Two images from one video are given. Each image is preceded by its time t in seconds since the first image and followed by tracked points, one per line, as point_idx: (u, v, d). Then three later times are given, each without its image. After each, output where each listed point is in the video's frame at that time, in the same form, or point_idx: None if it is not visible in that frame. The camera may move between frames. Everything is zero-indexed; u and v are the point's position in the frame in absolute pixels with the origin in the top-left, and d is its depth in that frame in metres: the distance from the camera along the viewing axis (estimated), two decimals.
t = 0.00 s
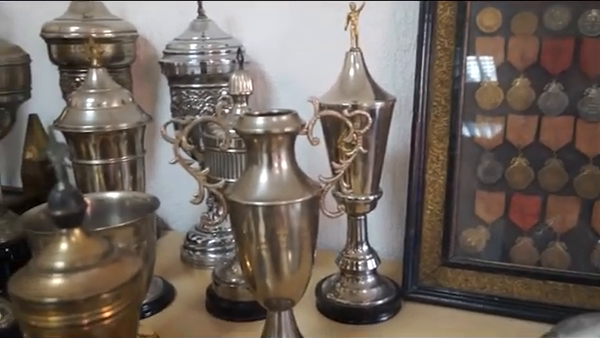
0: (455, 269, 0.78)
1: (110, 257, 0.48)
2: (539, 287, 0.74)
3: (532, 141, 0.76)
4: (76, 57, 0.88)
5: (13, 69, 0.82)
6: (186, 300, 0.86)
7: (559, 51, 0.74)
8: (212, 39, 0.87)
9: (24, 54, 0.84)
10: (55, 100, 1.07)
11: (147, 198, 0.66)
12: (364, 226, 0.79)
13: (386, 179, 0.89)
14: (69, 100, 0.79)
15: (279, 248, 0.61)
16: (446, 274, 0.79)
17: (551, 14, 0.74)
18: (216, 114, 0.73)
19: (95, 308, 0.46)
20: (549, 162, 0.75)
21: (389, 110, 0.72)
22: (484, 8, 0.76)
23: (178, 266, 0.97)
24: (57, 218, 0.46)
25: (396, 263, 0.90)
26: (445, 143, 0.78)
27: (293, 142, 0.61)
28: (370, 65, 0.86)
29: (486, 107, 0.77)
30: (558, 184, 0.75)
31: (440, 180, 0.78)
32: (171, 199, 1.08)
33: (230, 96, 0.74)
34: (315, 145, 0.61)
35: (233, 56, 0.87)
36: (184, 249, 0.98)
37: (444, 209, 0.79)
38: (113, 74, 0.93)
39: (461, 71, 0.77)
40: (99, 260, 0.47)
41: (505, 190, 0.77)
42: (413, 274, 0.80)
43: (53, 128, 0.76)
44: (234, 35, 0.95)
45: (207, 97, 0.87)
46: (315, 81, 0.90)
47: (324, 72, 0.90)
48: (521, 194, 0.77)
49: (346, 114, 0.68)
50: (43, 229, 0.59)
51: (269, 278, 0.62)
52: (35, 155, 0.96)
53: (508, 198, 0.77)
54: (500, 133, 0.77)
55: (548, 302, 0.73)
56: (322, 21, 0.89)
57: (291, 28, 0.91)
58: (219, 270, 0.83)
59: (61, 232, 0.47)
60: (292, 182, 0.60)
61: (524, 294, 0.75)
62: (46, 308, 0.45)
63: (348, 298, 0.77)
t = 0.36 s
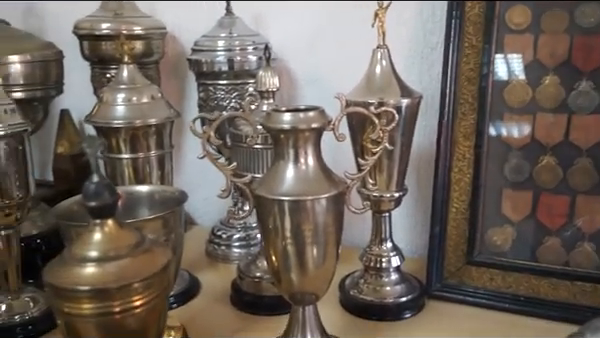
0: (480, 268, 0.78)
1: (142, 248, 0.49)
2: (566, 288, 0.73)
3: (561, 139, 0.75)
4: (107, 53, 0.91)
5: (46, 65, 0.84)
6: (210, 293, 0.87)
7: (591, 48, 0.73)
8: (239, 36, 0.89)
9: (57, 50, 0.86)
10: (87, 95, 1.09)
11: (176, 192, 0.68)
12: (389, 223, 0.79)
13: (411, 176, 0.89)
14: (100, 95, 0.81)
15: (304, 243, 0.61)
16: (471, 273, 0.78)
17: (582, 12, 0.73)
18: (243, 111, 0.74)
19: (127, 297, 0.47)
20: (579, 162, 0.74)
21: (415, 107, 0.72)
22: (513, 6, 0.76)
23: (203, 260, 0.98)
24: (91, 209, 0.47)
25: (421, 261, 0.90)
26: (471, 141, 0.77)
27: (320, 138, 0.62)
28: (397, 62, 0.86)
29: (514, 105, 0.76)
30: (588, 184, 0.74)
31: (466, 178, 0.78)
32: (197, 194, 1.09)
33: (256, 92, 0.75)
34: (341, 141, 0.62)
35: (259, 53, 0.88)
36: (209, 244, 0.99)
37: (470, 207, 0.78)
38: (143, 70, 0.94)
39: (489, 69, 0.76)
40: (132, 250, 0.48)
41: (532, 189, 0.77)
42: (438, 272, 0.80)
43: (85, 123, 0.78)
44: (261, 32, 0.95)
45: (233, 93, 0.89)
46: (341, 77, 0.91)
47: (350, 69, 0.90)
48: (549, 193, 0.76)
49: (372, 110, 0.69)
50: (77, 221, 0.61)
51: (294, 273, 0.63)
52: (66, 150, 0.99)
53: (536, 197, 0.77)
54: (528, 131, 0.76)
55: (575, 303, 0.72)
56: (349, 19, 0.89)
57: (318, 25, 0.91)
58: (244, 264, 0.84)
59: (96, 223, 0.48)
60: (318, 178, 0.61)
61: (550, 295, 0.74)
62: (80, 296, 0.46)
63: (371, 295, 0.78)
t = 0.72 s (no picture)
0: (510, 265, 0.77)
1: (176, 237, 0.50)
2: None
3: (596, 135, 0.74)
4: (138, 49, 0.92)
5: (80, 61, 0.86)
6: (238, 287, 0.88)
7: None
8: (268, 31, 0.89)
9: (91, 46, 0.88)
10: (119, 92, 1.11)
11: (206, 184, 0.69)
12: (417, 218, 0.79)
13: (440, 172, 0.88)
14: (132, 90, 0.82)
15: (332, 237, 0.61)
16: (500, 270, 0.78)
17: None
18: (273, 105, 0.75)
19: (162, 285, 0.48)
20: None
21: (445, 102, 0.71)
22: None
23: (231, 253, 0.99)
24: (127, 199, 0.49)
25: (449, 257, 0.89)
26: (502, 136, 0.76)
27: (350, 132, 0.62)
28: (426, 56, 0.86)
29: (547, 99, 0.75)
30: None
31: (496, 174, 0.77)
32: (224, 189, 1.10)
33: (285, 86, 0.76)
34: (371, 134, 0.62)
35: (288, 48, 0.89)
36: (237, 237, 1.00)
37: (500, 203, 0.77)
38: (173, 66, 0.96)
39: (521, 63, 0.75)
40: (166, 239, 0.49)
41: (565, 186, 0.75)
42: (466, 269, 0.79)
43: (118, 117, 0.80)
44: (290, 27, 0.96)
45: (262, 88, 0.90)
46: (370, 71, 0.91)
47: (380, 63, 0.90)
48: (582, 189, 0.75)
49: (402, 103, 0.68)
50: (111, 211, 0.62)
51: (322, 265, 0.63)
52: (98, 144, 1.01)
53: (569, 194, 0.75)
54: (561, 127, 0.75)
55: None
56: (379, 13, 0.89)
57: (347, 20, 0.91)
58: (272, 258, 0.85)
59: (132, 212, 0.49)
60: (347, 171, 0.61)
61: (583, 293, 0.73)
62: (116, 282, 0.47)
63: (398, 290, 0.78)
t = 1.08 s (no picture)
0: (539, 264, 0.76)
1: (207, 230, 0.51)
2: None
3: None
4: (167, 46, 0.93)
5: (112, 58, 0.88)
6: (264, 282, 0.89)
7: None
8: (296, 28, 0.90)
9: (122, 44, 0.90)
10: (148, 89, 1.13)
11: (234, 180, 0.69)
12: (444, 215, 0.78)
13: (468, 169, 0.87)
14: (161, 87, 0.84)
15: (360, 233, 0.62)
16: (530, 269, 0.76)
17: None
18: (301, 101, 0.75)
19: (192, 277, 0.49)
20: None
21: (474, 98, 0.71)
22: None
23: (257, 249, 1.00)
24: (160, 192, 0.50)
25: (477, 255, 0.89)
26: (532, 133, 0.75)
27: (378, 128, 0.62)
28: (455, 52, 0.85)
29: (579, 96, 0.74)
30: None
31: (526, 171, 0.76)
32: (249, 186, 1.11)
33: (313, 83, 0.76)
34: (399, 130, 0.62)
35: (316, 45, 0.89)
36: (263, 234, 1.01)
37: (530, 201, 0.76)
38: (201, 63, 0.97)
39: (553, 58, 0.74)
40: (197, 232, 0.50)
41: (597, 184, 0.74)
42: (494, 268, 0.78)
43: (147, 113, 0.81)
44: (317, 24, 0.96)
45: (289, 85, 0.90)
46: (398, 68, 0.90)
47: (408, 59, 0.90)
48: None
49: (431, 99, 0.68)
50: (142, 205, 0.63)
51: (349, 261, 0.63)
52: (127, 140, 1.03)
53: None
54: (593, 124, 0.74)
55: None
56: (407, 9, 0.89)
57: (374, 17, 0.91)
58: (298, 254, 0.85)
59: (164, 206, 0.50)
60: (374, 167, 0.61)
61: None
62: (148, 274, 0.48)
63: (425, 287, 0.77)
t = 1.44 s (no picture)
0: (573, 264, 0.74)
1: (238, 226, 0.52)
2: None
3: None
4: (197, 45, 0.94)
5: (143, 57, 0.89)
6: (292, 279, 0.89)
7: None
8: (324, 25, 0.90)
9: (153, 42, 0.91)
10: (178, 87, 1.14)
11: (264, 176, 0.69)
12: (475, 214, 0.77)
13: (499, 168, 0.86)
14: (191, 85, 0.85)
15: (390, 230, 0.61)
16: (563, 269, 0.75)
17: None
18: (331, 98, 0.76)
19: (224, 272, 0.50)
20: None
21: (506, 95, 0.70)
22: None
23: (284, 246, 1.01)
24: (193, 188, 0.50)
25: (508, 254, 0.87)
26: (566, 131, 0.74)
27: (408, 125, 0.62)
28: (487, 49, 0.84)
29: None
30: None
31: (560, 169, 0.75)
32: (277, 184, 1.11)
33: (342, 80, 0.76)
34: (429, 127, 0.61)
35: (344, 42, 0.89)
36: (290, 231, 1.01)
37: (563, 200, 0.75)
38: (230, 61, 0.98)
39: (588, 54, 0.73)
40: (229, 227, 0.51)
41: None
42: (526, 268, 0.77)
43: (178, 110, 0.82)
44: (346, 22, 0.96)
45: (317, 82, 0.90)
46: (429, 64, 0.89)
47: (439, 56, 0.89)
48: None
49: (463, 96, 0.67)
50: (173, 201, 0.64)
51: (378, 259, 0.63)
52: (156, 138, 1.05)
53: None
54: None
55: None
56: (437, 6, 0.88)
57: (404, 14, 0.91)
58: (325, 251, 0.85)
59: (197, 201, 0.51)
60: (404, 164, 0.61)
61: None
62: (182, 268, 0.49)
63: (454, 286, 0.76)
